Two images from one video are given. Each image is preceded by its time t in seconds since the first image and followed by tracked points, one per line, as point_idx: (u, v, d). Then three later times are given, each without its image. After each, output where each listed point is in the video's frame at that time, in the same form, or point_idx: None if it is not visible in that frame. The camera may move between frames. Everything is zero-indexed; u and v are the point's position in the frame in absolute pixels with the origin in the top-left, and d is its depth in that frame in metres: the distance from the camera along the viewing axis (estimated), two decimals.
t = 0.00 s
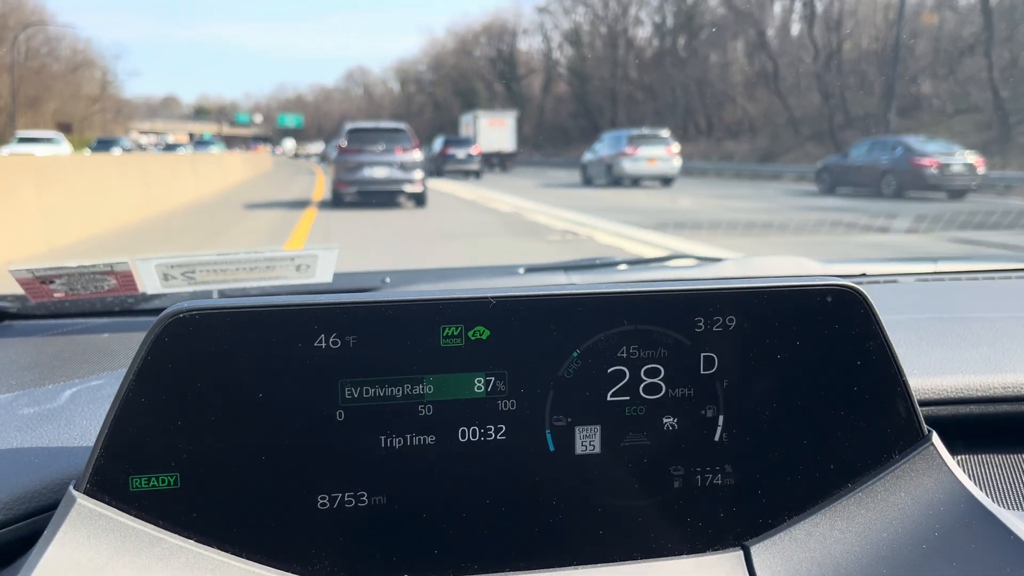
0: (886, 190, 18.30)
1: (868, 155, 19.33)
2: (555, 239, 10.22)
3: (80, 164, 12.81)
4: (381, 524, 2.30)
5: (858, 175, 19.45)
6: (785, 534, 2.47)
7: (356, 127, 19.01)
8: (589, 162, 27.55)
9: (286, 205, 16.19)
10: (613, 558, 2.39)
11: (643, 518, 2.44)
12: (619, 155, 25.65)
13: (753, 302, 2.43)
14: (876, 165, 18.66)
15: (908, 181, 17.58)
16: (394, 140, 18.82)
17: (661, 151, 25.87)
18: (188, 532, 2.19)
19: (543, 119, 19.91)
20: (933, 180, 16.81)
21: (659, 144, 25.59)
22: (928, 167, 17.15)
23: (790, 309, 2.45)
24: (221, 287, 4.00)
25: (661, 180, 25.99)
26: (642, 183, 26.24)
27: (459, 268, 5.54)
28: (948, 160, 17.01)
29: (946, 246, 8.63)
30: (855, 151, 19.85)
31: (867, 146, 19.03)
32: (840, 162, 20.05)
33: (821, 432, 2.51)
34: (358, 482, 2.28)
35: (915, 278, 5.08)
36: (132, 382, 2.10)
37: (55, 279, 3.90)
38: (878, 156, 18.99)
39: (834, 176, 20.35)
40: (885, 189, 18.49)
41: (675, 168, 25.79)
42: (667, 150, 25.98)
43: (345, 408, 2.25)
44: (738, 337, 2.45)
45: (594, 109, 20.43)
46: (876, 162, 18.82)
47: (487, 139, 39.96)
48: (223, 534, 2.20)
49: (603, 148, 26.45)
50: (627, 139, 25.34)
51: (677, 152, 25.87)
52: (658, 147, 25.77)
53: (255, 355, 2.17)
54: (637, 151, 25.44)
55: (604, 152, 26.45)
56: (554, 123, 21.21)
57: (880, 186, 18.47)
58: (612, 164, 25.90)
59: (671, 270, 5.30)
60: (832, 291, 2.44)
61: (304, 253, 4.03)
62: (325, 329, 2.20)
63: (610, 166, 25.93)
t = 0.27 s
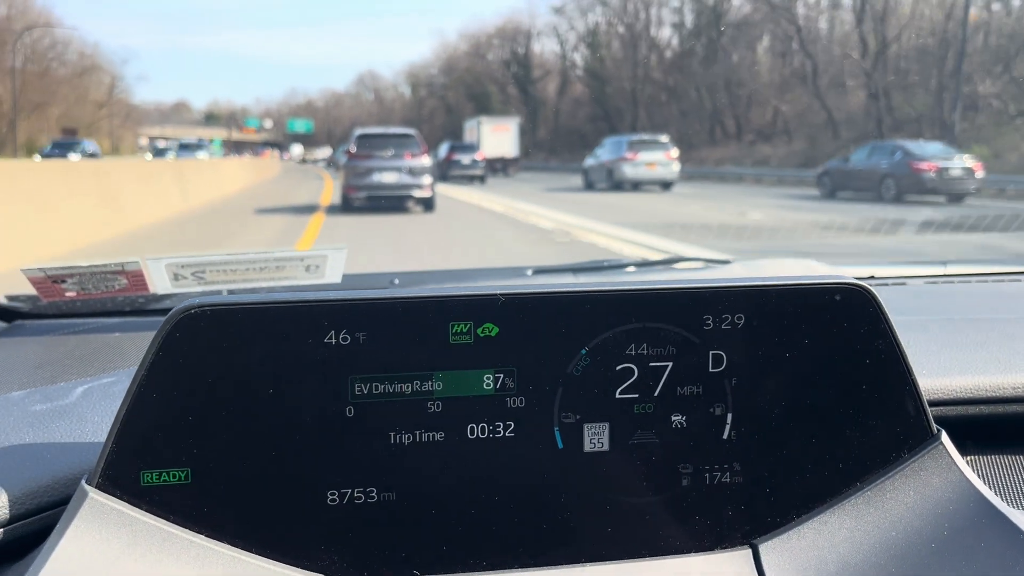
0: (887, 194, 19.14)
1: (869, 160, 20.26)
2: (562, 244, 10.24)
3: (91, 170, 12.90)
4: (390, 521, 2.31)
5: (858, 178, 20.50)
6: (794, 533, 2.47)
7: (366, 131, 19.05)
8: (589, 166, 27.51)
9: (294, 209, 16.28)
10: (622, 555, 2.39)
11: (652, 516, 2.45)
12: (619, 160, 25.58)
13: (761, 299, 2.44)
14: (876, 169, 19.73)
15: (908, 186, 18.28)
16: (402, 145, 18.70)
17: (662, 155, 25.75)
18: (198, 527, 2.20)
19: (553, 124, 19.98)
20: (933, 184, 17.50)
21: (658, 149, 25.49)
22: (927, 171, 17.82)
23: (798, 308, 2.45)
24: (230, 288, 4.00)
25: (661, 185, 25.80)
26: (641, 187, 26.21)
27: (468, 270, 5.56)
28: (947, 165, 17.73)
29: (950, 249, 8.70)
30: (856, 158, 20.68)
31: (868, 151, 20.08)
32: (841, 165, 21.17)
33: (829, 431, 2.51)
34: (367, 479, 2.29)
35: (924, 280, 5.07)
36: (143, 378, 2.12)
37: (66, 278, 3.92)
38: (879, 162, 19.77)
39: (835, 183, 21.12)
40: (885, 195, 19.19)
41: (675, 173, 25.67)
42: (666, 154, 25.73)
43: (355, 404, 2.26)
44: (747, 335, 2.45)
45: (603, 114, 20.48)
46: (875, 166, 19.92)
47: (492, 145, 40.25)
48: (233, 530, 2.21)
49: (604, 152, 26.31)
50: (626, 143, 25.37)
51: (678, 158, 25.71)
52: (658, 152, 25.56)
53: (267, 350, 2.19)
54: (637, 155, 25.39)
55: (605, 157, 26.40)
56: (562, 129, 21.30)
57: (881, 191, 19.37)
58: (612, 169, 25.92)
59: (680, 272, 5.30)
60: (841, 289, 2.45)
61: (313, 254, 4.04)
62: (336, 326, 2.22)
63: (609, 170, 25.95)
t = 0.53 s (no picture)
0: (889, 200, 20.22)
1: (870, 166, 21.23)
2: (570, 249, 10.29)
3: (103, 177, 12.99)
4: (392, 526, 2.33)
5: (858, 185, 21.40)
6: (794, 539, 2.47)
7: (379, 140, 19.16)
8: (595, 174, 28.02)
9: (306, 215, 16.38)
10: (623, 561, 2.41)
11: (653, 521, 2.46)
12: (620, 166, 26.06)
13: (762, 307, 2.45)
14: (878, 175, 20.75)
15: (910, 193, 19.59)
16: (413, 153, 18.75)
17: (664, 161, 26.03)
18: (203, 530, 2.22)
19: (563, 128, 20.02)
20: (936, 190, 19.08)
21: (659, 155, 25.83)
22: (930, 178, 19.20)
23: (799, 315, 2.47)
24: (240, 294, 4.05)
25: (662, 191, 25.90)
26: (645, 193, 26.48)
27: (476, 278, 5.59)
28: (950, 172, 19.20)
29: (952, 254, 8.78)
30: (860, 162, 21.69)
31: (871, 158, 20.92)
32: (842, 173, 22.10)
33: (829, 438, 2.52)
34: (370, 483, 2.32)
35: (932, 286, 5.07)
36: (150, 384, 2.15)
37: (78, 284, 3.97)
38: (880, 167, 20.90)
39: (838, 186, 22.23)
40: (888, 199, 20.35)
41: (676, 179, 25.70)
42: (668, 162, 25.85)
43: (358, 410, 2.29)
44: (748, 342, 2.47)
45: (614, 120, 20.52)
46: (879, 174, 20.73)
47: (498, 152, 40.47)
48: (237, 534, 2.24)
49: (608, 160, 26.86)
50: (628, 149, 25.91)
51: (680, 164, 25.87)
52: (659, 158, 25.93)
53: (272, 356, 2.22)
54: (638, 161, 25.83)
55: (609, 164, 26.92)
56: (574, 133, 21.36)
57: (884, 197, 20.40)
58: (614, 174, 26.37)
59: (688, 278, 5.32)
60: (842, 297, 2.46)
61: (321, 260, 4.08)
62: (339, 333, 2.25)
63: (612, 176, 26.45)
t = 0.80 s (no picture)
0: (892, 211, 20.21)
1: (874, 178, 21.13)
2: (580, 261, 10.33)
3: (117, 190, 13.13)
4: (400, 535, 2.35)
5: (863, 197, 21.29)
6: (802, 552, 2.47)
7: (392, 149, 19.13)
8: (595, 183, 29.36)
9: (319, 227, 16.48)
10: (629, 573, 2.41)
11: (660, 533, 2.47)
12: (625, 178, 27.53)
13: (770, 320, 2.46)
14: (882, 187, 20.67)
15: (912, 204, 19.69)
16: (424, 164, 18.72)
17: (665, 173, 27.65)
18: (213, 539, 2.24)
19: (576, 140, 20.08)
20: (938, 203, 19.27)
21: (661, 167, 27.36)
22: (933, 189, 19.36)
23: (808, 328, 2.47)
24: (252, 304, 4.07)
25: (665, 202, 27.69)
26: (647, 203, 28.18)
27: (486, 288, 5.62)
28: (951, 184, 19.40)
29: (961, 267, 8.82)
30: (862, 173, 21.58)
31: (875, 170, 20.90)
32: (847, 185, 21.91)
33: (837, 450, 2.52)
34: (379, 493, 2.33)
35: (944, 300, 5.06)
36: (161, 392, 2.18)
37: (92, 295, 4.01)
38: (884, 179, 20.79)
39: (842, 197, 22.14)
40: (892, 209, 20.29)
41: (678, 191, 27.59)
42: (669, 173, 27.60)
43: (366, 420, 2.31)
44: (756, 354, 2.47)
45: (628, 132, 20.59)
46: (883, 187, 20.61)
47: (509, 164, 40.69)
48: (246, 542, 2.26)
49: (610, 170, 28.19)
50: (633, 163, 27.29)
51: (681, 175, 27.59)
52: (661, 170, 27.47)
53: (282, 365, 2.24)
54: (643, 174, 27.34)
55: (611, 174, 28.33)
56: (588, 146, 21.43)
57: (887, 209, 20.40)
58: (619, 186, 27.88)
59: (699, 290, 5.32)
60: (850, 309, 2.46)
61: (333, 271, 4.10)
62: (348, 343, 2.27)
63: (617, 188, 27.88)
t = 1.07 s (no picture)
0: (893, 230, 21.26)
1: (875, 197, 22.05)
2: (587, 280, 10.40)
3: (122, 205, 13.20)
4: (384, 557, 2.36)
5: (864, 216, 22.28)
6: None
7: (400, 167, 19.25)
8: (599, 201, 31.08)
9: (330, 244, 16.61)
10: None
11: (645, 558, 2.47)
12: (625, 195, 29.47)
13: (756, 346, 2.48)
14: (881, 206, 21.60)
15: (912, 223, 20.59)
16: (434, 180, 18.79)
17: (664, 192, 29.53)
18: (199, 558, 2.27)
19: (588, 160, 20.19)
20: (937, 222, 20.00)
21: (659, 186, 29.31)
22: (932, 209, 20.15)
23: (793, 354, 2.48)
24: (253, 323, 4.10)
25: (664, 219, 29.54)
26: (647, 220, 29.85)
27: (487, 309, 5.64)
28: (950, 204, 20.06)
29: (965, 292, 8.85)
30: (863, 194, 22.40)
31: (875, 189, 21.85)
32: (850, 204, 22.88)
33: (824, 477, 2.52)
34: (364, 516, 2.35)
35: (945, 326, 5.05)
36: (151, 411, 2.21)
37: (95, 313, 4.06)
38: (884, 198, 21.71)
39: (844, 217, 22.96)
40: (891, 229, 21.34)
41: (676, 208, 29.42)
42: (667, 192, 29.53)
43: (353, 442, 2.33)
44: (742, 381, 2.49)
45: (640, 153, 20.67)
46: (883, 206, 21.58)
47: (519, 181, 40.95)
48: (232, 562, 2.28)
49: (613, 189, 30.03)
50: (632, 181, 29.30)
51: (679, 194, 29.49)
52: (659, 189, 29.51)
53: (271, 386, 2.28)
54: (642, 192, 29.10)
55: (614, 192, 30.06)
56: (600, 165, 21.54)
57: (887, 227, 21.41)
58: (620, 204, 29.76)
59: (700, 313, 5.34)
60: (835, 337, 2.48)
61: (332, 291, 4.13)
62: (337, 365, 2.30)
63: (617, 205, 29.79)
